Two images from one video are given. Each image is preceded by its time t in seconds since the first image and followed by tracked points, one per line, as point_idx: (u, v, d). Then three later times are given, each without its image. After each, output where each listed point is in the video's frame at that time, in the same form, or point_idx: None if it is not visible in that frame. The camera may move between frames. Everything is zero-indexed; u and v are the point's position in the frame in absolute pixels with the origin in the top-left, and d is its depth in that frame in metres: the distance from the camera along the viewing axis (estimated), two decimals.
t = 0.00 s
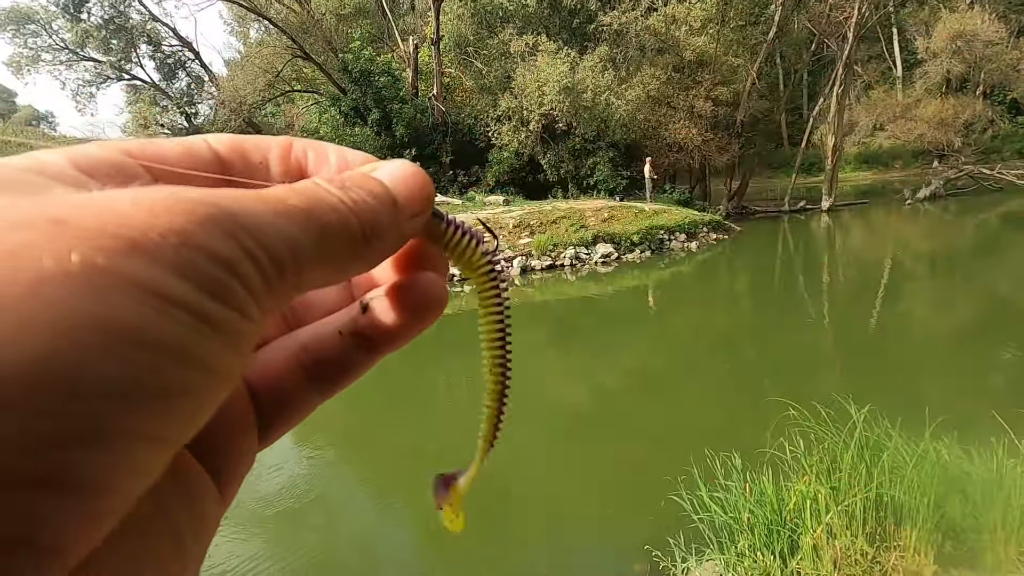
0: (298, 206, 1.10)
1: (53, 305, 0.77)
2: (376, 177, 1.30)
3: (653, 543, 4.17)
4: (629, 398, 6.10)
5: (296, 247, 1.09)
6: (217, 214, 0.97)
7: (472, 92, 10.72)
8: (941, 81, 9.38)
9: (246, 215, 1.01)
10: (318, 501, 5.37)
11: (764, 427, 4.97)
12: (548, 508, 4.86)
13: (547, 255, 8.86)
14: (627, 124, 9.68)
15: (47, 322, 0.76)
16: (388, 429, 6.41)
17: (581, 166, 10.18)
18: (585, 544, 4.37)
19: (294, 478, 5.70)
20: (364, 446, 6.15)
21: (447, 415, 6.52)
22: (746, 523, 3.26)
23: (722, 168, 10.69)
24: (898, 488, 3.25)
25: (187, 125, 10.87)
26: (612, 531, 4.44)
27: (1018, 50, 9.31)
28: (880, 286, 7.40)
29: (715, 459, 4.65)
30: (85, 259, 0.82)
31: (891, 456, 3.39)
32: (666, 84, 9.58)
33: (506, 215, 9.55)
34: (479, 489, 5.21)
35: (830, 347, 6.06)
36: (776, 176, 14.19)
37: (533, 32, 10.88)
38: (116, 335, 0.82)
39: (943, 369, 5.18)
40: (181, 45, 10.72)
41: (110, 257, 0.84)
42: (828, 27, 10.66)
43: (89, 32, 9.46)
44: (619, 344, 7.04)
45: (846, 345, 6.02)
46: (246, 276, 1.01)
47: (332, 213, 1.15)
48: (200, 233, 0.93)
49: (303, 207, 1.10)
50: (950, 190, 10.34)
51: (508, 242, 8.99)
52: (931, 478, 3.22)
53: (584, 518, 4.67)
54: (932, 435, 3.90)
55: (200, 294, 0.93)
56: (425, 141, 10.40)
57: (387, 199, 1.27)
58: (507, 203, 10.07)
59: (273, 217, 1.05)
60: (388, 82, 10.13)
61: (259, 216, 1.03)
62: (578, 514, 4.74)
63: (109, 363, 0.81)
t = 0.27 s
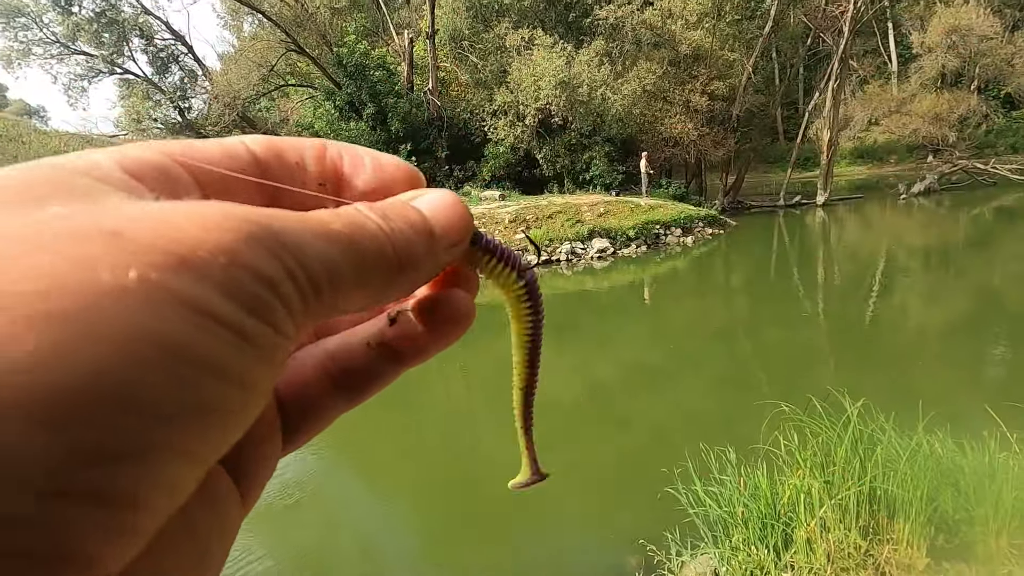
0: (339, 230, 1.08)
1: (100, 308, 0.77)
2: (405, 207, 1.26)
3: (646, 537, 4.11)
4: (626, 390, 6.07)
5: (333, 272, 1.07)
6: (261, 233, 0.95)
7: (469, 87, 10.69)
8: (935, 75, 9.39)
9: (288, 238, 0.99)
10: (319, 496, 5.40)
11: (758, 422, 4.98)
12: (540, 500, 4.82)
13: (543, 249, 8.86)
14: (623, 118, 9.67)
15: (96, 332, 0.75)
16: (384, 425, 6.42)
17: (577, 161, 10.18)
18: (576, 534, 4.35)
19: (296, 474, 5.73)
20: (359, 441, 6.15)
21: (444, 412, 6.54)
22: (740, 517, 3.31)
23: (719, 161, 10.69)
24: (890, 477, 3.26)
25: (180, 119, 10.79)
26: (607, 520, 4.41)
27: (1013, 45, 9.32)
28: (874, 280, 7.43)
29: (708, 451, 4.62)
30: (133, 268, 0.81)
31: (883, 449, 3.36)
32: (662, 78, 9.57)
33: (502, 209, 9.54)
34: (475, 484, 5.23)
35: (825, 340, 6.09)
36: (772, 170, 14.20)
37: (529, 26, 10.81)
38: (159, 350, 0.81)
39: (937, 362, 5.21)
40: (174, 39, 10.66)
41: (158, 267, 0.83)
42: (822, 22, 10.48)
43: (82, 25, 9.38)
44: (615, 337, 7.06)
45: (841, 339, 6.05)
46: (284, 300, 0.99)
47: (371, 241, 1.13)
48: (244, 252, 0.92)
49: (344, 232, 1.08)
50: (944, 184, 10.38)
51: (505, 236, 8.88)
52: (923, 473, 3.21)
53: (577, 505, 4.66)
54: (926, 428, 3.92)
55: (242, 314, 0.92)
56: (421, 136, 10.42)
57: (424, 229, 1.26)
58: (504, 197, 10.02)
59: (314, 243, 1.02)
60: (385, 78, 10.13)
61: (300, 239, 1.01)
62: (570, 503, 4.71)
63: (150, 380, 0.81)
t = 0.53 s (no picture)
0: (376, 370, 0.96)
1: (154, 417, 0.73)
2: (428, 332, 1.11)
3: (642, 532, 4.00)
4: (622, 384, 6.04)
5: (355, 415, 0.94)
6: (301, 363, 0.86)
7: (463, 80, 10.67)
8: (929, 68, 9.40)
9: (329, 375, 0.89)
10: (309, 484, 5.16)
11: (753, 417, 4.97)
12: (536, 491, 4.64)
13: (538, 244, 8.87)
14: (618, 112, 9.66)
15: (142, 441, 0.71)
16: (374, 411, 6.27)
17: (571, 155, 10.21)
18: (574, 525, 4.21)
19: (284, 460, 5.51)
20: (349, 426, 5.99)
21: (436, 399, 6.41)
22: (732, 511, 3.18)
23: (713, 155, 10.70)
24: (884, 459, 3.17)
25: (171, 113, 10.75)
26: (604, 513, 4.29)
27: (1005, 38, 9.37)
28: (868, 274, 7.47)
29: (701, 446, 4.60)
30: (173, 385, 0.76)
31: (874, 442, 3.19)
32: (657, 72, 9.55)
33: (497, 204, 9.54)
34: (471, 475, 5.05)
35: (820, 334, 6.09)
36: (766, 164, 14.24)
37: (524, 19, 10.75)
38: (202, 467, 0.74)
39: (931, 356, 5.23)
40: (166, 32, 10.60)
41: (203, 387, 0.77)
42: (817, 15, 10.47)
43: (70, 19, 9.25)
44: (611, 331, 7.07)
45: (835, 333, 6.06)
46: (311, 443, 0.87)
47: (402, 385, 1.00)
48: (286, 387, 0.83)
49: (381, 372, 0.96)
50: (936, 178, 10.44)
51: (500, 231, 9.05)
52: (914, 467, 3.04)
53: (576, 498, 4.51)
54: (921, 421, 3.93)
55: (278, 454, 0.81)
56: (415, 130, 10.44)
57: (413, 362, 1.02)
58: (498, 191, 10.05)
59: (349, 389, 0.90)
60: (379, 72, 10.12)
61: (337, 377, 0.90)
62: (571, 497, 4.54)
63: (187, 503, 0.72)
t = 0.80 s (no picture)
0: None
1: None
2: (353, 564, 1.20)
3: (633, 525, 3.92)
4: (614, 378, 6.03)
5: None
6: None
7: (454, 74, 10.63)
8: (918, 62, 9.45)
9: None
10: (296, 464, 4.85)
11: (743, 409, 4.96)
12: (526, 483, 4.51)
13: (530, 239, 8.88)
14: (610, 106, 9.67)
15: None
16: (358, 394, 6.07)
17: (563, 150, 10.21)
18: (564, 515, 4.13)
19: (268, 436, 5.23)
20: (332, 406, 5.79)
21: (423, 385, 6.24)
22: (721, 503, 3.14)
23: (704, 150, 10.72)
24: (871, 438, 3.13)
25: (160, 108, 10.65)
26: (594, 504, 4.20)
27: (992, 32, 9.41)
28: (857, 268, 7.51)
29: (690, 441, 4.59)
30: None
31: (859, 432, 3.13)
32: (648, 66, 9.50)
33: (489, 198, 9.53)
34: (460, 466, 4.91)
35: (810, 327, 6.12)
36: (757, 158, 14.27)
37: (515, 12, 10.73)
38: None
39: (920, 348, 5.27)
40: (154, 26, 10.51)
41: None
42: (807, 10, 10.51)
43: (55, 12, 9.13)
44: (602, 325, 7.07)
45: (826, 326, 6.09)
46: None
47: None
48: None
49: None
50: (925, 171, 10.50)
51: (492, 227, 9.04)
52: (899, 457, 2.99)
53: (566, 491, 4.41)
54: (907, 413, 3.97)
55: None
56: (407, 124, 10.40)
57: None
58: (490, 186, 10.03)
59: None
60: (370, 65, 10.07)
61: None
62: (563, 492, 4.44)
63: None
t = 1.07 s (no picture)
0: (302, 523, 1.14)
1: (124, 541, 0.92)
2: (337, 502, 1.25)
3: (619, 518, 3.90)
4: (603, 372, 6.03)
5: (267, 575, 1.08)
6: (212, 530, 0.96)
7: (441, 68, 10.55)
8: (901, 58, 9.54)
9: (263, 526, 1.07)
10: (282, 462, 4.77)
11: (728, 401, 4.97)
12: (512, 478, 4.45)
13: (518, 234, 8.87)
14: (598, 101, 9.66)
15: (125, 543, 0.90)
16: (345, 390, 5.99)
17: (552, 145, 10.19)
18: (551, 514, 4.09)
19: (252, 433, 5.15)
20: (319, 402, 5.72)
21: (410, 381, 6.17)
22: (705, 497, 3.16)
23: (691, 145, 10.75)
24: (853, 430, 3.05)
25: (141, 100, 10.46)
26: (580, 502, 4.17)
27: (974, 29, 9.51)
28: (841, 262, 7.58)
29: (674, 434, 4.54)
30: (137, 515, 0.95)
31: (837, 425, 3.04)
32: (636, 61, 9.54)
33: (476, 193, 9.49)
34: (448, 465, 4.86)
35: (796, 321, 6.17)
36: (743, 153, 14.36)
37: (503, 6, 10.67)
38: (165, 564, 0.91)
39: (904, 340, 5.33)
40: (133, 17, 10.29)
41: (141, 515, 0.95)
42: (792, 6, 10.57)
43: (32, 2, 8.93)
44: (591, 319, 7.07)
45: (811, 320, 6.14)
46: None
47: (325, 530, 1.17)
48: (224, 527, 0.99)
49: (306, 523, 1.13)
50: (907, 167, 10.63)
51: (480, 222, 8.99)
52: (877, 449, 2.91)
53: (553, 490, 4.38)
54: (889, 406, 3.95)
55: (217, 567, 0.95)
56: (393, 118, 10.32)
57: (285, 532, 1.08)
58: (478, 181, 9.99)
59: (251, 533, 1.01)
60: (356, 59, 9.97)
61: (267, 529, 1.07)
62: (551, 487, 4.42)
63: None
